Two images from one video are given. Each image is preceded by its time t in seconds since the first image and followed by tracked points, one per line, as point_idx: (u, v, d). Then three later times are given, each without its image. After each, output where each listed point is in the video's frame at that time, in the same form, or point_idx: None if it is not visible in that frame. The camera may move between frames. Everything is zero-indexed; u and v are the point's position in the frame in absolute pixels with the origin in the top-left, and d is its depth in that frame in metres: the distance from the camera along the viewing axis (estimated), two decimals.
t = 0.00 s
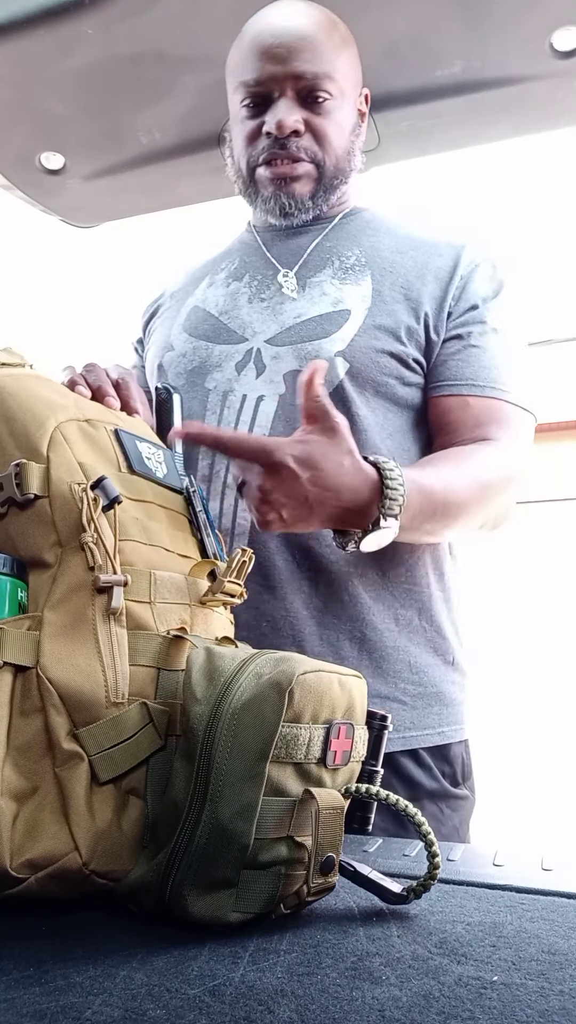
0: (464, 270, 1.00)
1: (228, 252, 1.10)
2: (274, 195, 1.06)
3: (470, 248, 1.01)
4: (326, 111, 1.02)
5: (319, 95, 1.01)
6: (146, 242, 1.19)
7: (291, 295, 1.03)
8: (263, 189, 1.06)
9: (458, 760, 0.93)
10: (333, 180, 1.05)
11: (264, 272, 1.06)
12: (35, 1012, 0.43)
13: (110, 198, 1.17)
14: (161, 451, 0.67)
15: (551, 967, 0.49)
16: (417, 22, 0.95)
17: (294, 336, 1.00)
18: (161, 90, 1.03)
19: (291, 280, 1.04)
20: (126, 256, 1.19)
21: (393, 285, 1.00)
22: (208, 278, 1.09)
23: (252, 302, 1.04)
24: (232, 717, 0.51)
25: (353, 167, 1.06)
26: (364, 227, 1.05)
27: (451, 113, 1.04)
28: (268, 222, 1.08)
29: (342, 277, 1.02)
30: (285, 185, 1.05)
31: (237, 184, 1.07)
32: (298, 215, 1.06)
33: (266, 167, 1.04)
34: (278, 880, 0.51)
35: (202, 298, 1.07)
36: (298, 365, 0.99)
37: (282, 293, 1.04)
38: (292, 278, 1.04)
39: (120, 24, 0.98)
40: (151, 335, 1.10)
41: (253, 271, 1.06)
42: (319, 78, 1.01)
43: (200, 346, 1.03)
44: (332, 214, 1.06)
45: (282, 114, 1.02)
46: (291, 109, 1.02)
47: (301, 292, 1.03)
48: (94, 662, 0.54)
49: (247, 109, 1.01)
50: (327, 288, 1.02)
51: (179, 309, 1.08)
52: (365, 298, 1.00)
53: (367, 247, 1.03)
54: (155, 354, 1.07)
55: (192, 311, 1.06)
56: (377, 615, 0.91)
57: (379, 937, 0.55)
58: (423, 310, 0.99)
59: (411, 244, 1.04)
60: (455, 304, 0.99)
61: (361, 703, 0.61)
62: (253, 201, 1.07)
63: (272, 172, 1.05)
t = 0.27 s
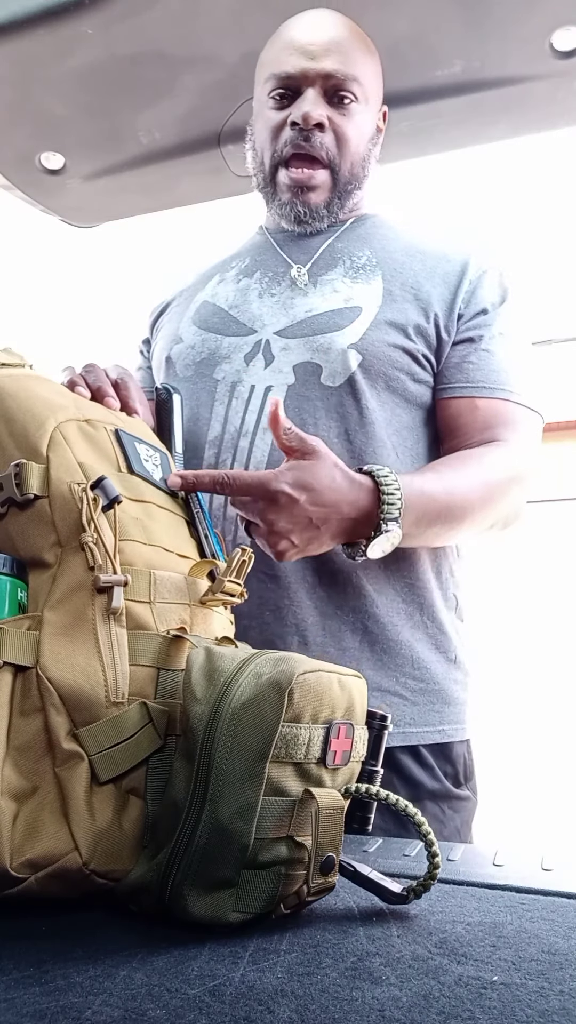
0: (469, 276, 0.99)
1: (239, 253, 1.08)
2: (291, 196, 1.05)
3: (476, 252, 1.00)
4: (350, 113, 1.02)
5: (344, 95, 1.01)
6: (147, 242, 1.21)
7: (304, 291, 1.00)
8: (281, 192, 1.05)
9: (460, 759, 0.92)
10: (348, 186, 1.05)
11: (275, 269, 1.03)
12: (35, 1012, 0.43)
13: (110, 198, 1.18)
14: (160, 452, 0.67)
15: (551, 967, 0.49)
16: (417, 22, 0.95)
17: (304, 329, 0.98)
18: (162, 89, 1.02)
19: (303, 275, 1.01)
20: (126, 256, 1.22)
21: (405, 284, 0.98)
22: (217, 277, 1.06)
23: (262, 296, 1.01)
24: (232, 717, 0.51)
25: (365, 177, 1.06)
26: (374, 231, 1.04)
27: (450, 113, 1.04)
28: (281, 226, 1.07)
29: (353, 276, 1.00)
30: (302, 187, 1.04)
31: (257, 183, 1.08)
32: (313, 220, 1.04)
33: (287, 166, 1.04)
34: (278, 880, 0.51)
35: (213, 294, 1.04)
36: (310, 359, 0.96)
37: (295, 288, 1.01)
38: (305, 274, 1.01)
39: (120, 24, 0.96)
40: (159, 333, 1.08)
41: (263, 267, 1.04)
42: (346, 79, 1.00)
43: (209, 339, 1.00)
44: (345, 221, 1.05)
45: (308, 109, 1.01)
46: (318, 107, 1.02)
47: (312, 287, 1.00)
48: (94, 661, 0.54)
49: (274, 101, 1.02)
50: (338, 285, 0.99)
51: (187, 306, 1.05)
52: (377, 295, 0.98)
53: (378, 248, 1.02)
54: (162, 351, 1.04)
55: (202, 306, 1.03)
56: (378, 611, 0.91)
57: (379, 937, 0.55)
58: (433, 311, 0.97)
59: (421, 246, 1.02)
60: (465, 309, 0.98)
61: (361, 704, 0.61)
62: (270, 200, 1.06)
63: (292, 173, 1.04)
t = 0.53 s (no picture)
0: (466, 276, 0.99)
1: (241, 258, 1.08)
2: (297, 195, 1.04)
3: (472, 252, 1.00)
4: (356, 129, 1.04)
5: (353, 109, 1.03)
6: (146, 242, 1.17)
7: (309, 286, 1.00)
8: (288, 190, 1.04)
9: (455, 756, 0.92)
10: (349, 193, 1.04)
11: (279, 266, 1.04)
12: (35, 1012, 0.43)
13: (110, 198, 1.18)
14: (161, 452, 0.67)
15: (551, 967, 0.49)
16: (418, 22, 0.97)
17: (310, 320, 0.98)
18: (163, 89, 1.05)
19: (307, 271, 1.02)
20: (127, 255, 1.18)
21: (407, 284, 0.98)
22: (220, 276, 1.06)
23: (267, 290, 1.01)
24: (233, 717, 0.51)
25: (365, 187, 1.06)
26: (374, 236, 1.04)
27: (450, 112, 1.05)
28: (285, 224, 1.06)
29: (355, 275, 1.00)
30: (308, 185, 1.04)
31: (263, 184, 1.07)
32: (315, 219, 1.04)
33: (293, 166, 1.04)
34: (278, 881, 0.51)
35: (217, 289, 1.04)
36: (318, 349, 0.96)
37: (300, 284, 1.01)
38: (310, 270, 1.01)
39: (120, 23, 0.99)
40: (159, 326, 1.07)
41: (268, 266, 1.04)
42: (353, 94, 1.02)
43: (214, 328, 1.00)
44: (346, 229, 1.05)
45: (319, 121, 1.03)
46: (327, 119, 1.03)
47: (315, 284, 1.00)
48: (95, 661, 0.54)
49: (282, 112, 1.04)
50: (341, 282, 1.00)
51: (191, 300, 1.05)
52: (379, 292, 0.98)
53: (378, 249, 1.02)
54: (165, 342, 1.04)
55: (207, 299, 1.03)
56: (378, 596, 0.91)
57: (379, 938, 0.55)
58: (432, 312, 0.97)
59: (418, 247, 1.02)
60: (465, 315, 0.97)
61: (361, 704, 0.61)
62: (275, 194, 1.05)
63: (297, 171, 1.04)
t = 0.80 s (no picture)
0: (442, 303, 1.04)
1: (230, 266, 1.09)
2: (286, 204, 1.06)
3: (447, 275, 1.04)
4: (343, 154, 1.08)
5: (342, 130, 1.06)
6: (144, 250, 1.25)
7: (299, 293, 1.02)
8: (279, 200, 1.06)
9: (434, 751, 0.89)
10: (333, 209, 1.08)
11: (270, 274, 1.05)
12: (35, 1012, 0.43)
13: (111, 198, 1.18)
14: (160, 452, 0.67)
15: (551, 967, 0.49)
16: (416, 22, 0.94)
17: (304, 322, 0.99)
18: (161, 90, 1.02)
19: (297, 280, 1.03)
20: (128, 257, 1.25)
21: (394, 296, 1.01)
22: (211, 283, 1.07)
23: (260, 294, 1.03)
24: (232, 716, 0.51)
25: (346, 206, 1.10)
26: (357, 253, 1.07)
27: (449, 112, 1.04)
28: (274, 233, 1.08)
29: (344, 284, 1.02)
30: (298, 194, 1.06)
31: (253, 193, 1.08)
32: (303, 229, 1.06)
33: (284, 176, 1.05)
34: (278, 879, 0.51)
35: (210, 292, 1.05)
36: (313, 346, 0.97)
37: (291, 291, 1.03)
38: (300, 279, 1.03)
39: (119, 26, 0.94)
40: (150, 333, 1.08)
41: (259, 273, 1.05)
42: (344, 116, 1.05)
43: (209, 330, 1.01)
44: (329, 243, 1.08)
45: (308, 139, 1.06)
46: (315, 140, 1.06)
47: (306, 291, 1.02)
48: (95, 658, 0.54)
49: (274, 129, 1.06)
50: (330, 290, 1.02)
51: (182, 305, 1.06)
52: (368, 299, 1.01)
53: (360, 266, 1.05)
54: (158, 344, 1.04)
55: (200, 304, 1.04)
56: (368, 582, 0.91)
57: (379, 937, 0.55)
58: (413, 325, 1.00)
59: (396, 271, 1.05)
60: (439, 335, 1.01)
61: (360, 702, 0.61)
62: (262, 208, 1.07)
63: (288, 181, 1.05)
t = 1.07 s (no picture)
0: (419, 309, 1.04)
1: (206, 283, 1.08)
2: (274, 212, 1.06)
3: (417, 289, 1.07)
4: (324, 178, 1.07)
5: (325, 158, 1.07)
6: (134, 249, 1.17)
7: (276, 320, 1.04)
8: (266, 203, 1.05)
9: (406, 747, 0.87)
10: (312, 224, 1.07)
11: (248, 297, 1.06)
12: (35, 1012, 0.43)
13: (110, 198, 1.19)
14: (160, 453, 0.67)
15: (551, 967, 0.49)
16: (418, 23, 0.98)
17: (283, 354, 1.02)
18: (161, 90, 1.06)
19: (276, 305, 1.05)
20: (126, 255, 1.16)
21: (366, 321, 1.03)
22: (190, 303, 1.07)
23: (239, 321, 1.04)
24: (232, 711, 0.51)
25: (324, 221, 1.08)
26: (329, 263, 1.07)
27: (449, 113, 1.05)
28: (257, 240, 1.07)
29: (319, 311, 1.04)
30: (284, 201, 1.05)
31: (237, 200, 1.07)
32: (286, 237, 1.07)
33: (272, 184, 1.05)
34: (278, 876, 0.51)
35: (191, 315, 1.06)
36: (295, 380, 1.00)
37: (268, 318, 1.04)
38: (277, 305, 1.05)
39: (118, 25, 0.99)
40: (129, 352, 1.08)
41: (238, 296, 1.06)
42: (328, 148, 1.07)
43: (196, 358, 1.03)
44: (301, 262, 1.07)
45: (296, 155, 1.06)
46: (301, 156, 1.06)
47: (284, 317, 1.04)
48: (97, 653, 0.54)
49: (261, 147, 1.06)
50: (308, 317, 1.04)
51: (164, 327, 1.07)
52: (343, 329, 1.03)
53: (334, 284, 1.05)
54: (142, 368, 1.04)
55: (183, 329, 1.06)
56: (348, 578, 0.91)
57: (379, 938, 0.55)
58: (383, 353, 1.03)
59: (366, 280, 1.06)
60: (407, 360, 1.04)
61: (360, 701, 0.61)
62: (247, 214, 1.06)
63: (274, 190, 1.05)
